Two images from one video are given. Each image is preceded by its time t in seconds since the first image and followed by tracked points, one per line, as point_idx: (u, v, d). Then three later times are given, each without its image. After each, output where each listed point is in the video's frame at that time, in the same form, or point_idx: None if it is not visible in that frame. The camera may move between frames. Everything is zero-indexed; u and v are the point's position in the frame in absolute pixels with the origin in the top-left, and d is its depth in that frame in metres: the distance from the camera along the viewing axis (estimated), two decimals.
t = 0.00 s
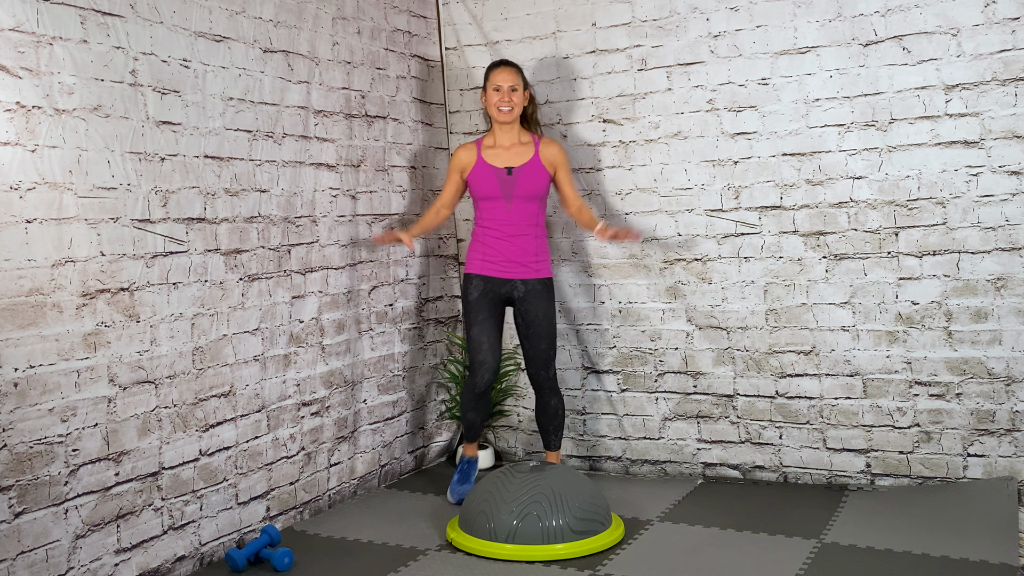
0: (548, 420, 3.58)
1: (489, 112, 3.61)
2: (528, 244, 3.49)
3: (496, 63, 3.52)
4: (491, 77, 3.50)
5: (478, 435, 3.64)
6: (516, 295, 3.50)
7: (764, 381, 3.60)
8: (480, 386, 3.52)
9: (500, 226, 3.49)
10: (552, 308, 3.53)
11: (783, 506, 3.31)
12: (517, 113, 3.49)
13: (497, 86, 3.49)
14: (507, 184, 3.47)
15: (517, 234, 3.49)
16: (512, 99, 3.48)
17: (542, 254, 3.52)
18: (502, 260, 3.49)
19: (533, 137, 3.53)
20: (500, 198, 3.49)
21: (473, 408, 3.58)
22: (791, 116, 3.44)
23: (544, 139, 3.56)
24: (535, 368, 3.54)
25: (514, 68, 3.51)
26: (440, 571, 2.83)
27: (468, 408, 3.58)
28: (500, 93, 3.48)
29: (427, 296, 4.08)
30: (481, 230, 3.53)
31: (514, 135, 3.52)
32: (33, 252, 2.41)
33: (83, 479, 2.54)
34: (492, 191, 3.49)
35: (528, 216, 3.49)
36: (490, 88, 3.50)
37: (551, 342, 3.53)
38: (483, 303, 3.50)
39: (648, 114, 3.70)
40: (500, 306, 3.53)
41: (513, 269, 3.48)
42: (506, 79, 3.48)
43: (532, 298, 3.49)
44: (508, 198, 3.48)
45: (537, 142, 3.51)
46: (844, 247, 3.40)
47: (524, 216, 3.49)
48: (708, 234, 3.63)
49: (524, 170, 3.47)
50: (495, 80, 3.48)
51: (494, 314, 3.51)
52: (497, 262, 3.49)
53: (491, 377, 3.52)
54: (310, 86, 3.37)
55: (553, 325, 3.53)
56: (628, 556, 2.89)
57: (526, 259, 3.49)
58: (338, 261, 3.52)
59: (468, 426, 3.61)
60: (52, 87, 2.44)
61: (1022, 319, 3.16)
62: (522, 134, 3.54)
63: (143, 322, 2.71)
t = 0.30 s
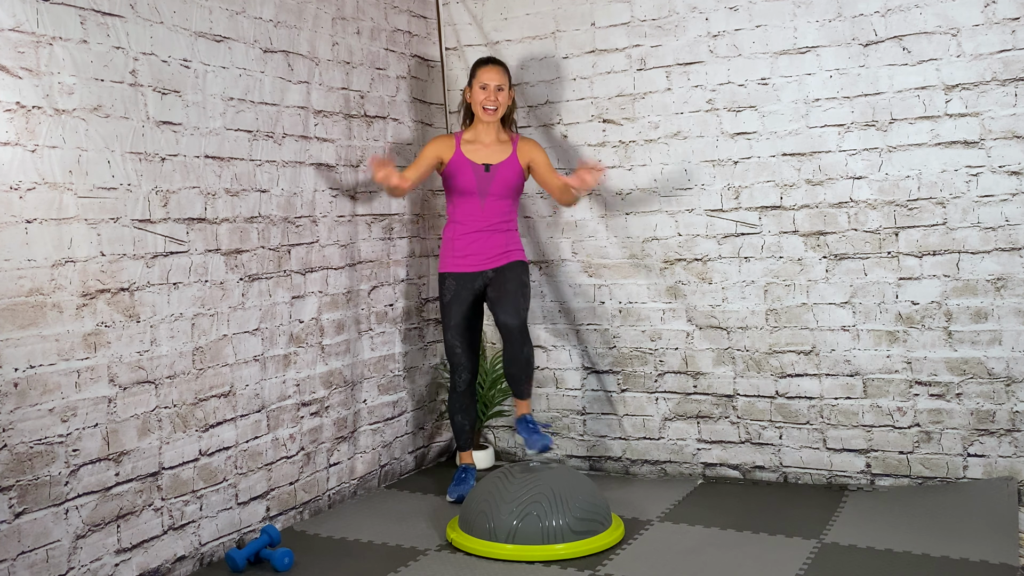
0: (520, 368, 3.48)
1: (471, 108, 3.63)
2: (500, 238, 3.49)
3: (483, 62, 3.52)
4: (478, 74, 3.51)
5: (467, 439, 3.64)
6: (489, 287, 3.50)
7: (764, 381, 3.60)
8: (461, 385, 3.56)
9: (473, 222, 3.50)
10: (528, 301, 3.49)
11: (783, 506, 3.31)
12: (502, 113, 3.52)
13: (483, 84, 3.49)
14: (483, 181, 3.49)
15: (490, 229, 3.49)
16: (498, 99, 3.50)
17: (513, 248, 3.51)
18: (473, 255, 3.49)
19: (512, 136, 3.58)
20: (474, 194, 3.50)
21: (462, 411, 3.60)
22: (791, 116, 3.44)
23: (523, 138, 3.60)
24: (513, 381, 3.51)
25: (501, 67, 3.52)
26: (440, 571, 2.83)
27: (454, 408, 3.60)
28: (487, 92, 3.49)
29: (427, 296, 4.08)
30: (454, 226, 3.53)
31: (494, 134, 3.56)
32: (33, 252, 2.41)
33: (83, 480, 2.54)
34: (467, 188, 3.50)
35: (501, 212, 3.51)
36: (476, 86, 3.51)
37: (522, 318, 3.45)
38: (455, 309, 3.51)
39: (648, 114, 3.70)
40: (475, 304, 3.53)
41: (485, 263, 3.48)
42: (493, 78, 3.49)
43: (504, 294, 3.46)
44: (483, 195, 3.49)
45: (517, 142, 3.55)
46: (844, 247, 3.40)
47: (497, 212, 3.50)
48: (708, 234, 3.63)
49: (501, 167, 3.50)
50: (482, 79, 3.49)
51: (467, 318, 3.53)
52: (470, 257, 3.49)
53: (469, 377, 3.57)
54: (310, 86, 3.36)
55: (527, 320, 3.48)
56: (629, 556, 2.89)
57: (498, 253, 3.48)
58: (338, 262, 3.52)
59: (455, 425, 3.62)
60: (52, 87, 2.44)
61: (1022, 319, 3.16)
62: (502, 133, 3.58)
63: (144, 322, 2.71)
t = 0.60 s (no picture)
0: (509, 363, 3.40)
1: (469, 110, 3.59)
2: (499, 241, 3.50)
3: (481, 66, 3.47)
4: (476, 79, 3.46)
5: (466, 439, 3.64)
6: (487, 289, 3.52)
7: (764, 381, 3.60)
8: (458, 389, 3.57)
9: (473, 224, 3.51)
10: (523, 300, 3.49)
11: (783, 506, 3.31)
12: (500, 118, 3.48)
13: (481, 89, 3.45)
14: (483, 184, 3.50)
15: (489, 232, 3.50)
16: (496, 104, 3.46)
17: (513, 251, 3.53)
18: (473, 256, 3.49)
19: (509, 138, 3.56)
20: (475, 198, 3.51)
21: (460, 412, 3.59)
22: (791, 116, 3.44)
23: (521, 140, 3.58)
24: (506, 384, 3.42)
25: (500, 71, 3.47)
26: (440, 571, 2.83)
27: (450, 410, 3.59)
28: (485, 97, 3.45)
29: (427, 296, 4.08)
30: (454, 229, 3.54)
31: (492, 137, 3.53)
32: (33, 252, 2.40)
33: (83, 479, 2.54)
34: (467, 190, 3.51)
35: (500, 215, 3.52)
36: (475, 91, 3.47)
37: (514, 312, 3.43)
38: (455, 310, 3.52)
39: (648, 114, 3.70)
40: (473, 304, 3.54)
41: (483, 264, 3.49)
42: (491, 83, 3.45)
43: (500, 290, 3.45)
44: (483, 197, 3.50)
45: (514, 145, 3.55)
46: (844, 247, 3.40)
47: (497, 215, 3.52)
48: (708, 234, 3.63)
49: (500, 171, 3.51)
50: (480, 85, 3.45)
51: (467, 319, 3.53)
52: (469, 259, 3.50)
53: (467, 378, 3.57)
54: (310, 86, 3.36)
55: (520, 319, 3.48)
56: (628, 556, 2.89)
57: (497, 256, 3.49)
58: (338, 261, 3.52)
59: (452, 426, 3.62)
60: (52, 87, 2.44)
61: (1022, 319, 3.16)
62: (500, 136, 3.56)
63: (144, 322, 2.71)
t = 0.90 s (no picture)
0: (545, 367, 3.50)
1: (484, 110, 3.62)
2: (520, 243, 3.49)
3: (493, 63, 3.51)
4: (489, 76, 3.50)
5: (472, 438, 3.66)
6: (507, 293, 3.50)
7: (764, 381, 3.60)
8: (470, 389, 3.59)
9: (493, 226, 3.49)
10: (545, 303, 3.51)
11: (783, 506, 3.31)
12: (513, 113, 3.50)
13: (494, 86, 3.48)
14: (502, 184, 3.48)
15: (510, 233, 3.49)
16: (509, 99, 3.48)
17: (534, 253, 3.52)
18: (495, 259, 3.49)
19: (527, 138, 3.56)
20: (493, 199, 3.49)
21: (468, 410, 3.62)
22: (791, 116, 3.44)
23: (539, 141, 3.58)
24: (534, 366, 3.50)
25: (511, 67, 3.51)
26: (440, 571, 2.83)
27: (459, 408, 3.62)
28: (497, 93, 3.48)
29: (427, 296, 4.08)
30: (474, 229, 3.53)
31: (508, 136, 3.53)
32: (33, 252, 2.40)
33: (83, 479, 2.54)
34: (486, 191, 3.49)
35: (520, 216, 3.50)
36: (488, 88, 3.50)
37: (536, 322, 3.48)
38: (472, 310, 3.51)
39: (648, 114, 3.71)
40: (491, 306, 3.52)
41: (504, 266, 3.48)
42: (503, 79, 3.48)
43: (525, 292, 3.49)
44: (502, 198, 3.48)
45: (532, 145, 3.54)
46: (844, 247, 3.40)
47: (516, 215, 3.49)
48: (708, 234, 3.63)
49: (519, 171, 3.48)
50: (492, 80, 3.48)
51: (484, 320, 3.52)
52: (490, 261, 3.49)
53: (480, 378, 3.59)
54: (310, 86, 3.36)
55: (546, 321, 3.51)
56: (628, 556, 2.89)
57: (518, 259, 3.49)
58: (338, 261, 3.52)
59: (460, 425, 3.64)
60: (52, 87, 2.44)
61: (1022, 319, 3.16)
62: (517, 135, 3.56)
63: (144, 322, 2.71)
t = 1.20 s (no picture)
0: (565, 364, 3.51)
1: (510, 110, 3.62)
2: (551, 241, 3.47)
3: (514, 62, 3.52)
4: (510, 74, 3.51)
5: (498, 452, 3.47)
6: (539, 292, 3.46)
7: (764, 381, 3.60)
8: (508, 322, 3.33)
9: (523, 224, 3.47)
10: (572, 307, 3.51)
11: (783, 506, 3.31)
12: (536, 109, 3.49)
13: (514, 83, 3.49)
14: (528, 183, 3.47)
15: (540, 231, 3.47)
16: (530, 96, 3.48)
17: (563, 252, 3.49)
18: (524, 255, 3.45)
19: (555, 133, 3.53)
20: (522, 198, 3.49)
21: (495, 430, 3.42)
22: (791, 116, 3.44)
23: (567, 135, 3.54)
24: (555, 363, 3.51)
25: (530, 64, 3.51)
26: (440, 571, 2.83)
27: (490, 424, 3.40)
28: (518, 90, 3.48)
29: (427, 296, 4.08)
30: (504, 227, 3.51)
31: (535, 133, 3.52)
32: (33, 252, 2.41)
33: (83, 479, 2.54)
34: (513, 190, 3.49)
35: (549, 214, 3.48)
36: (509, 86, 3.51)
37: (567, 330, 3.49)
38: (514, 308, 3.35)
39: (648, 114, 3.71)
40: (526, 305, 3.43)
41: (534, 263, 3.45)
42: (523, 76, 3.48)
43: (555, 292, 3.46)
44: (529, 196, 3.48)
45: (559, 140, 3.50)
46: (844, 247, 3.40)
47: (545, 214, 3.48)
48: (708, 234, 3.63)
49: (544, 170, 3.47)
50: (513, 78, 3.49)
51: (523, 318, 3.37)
52: (521, 257, 3.45)
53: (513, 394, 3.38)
54: (310, 86, 3.36)
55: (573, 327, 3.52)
56: (628, 556, 2.88)
57: (548, 256, 3.46)
58: (338, 261, 3.52)
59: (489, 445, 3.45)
60: (52, 87, 2.44)
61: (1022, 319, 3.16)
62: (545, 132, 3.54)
63: (143, 322, 2.71)
